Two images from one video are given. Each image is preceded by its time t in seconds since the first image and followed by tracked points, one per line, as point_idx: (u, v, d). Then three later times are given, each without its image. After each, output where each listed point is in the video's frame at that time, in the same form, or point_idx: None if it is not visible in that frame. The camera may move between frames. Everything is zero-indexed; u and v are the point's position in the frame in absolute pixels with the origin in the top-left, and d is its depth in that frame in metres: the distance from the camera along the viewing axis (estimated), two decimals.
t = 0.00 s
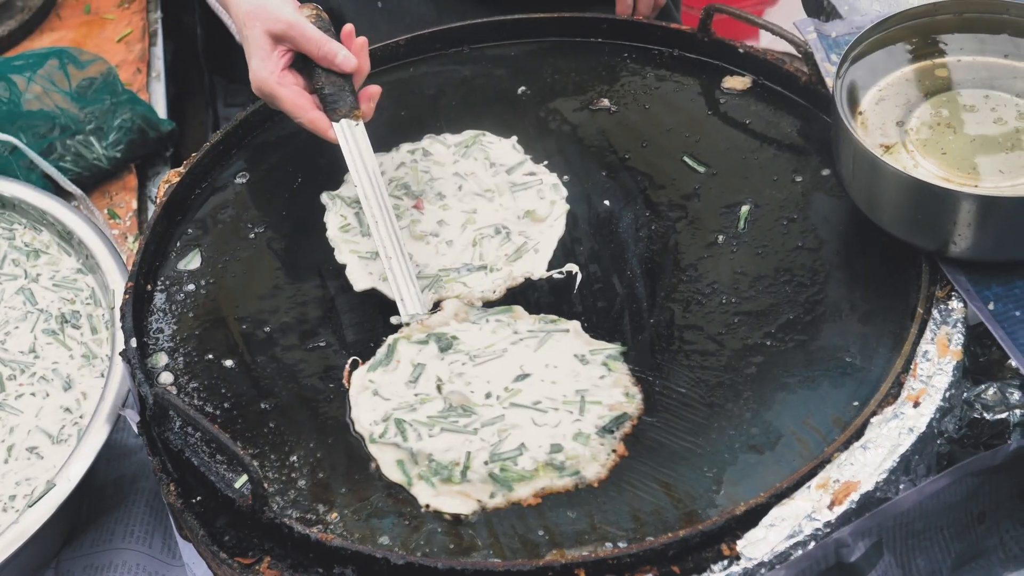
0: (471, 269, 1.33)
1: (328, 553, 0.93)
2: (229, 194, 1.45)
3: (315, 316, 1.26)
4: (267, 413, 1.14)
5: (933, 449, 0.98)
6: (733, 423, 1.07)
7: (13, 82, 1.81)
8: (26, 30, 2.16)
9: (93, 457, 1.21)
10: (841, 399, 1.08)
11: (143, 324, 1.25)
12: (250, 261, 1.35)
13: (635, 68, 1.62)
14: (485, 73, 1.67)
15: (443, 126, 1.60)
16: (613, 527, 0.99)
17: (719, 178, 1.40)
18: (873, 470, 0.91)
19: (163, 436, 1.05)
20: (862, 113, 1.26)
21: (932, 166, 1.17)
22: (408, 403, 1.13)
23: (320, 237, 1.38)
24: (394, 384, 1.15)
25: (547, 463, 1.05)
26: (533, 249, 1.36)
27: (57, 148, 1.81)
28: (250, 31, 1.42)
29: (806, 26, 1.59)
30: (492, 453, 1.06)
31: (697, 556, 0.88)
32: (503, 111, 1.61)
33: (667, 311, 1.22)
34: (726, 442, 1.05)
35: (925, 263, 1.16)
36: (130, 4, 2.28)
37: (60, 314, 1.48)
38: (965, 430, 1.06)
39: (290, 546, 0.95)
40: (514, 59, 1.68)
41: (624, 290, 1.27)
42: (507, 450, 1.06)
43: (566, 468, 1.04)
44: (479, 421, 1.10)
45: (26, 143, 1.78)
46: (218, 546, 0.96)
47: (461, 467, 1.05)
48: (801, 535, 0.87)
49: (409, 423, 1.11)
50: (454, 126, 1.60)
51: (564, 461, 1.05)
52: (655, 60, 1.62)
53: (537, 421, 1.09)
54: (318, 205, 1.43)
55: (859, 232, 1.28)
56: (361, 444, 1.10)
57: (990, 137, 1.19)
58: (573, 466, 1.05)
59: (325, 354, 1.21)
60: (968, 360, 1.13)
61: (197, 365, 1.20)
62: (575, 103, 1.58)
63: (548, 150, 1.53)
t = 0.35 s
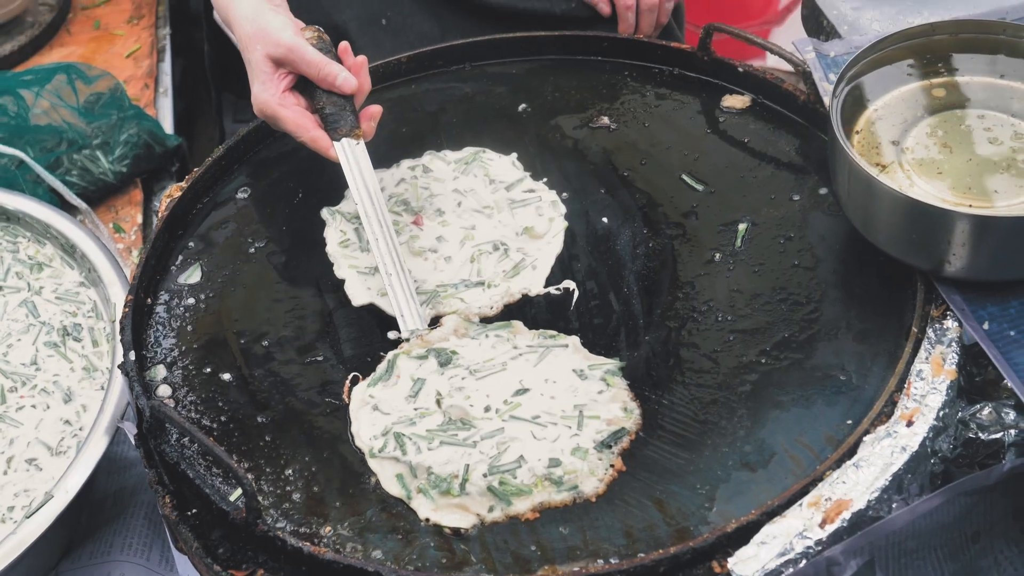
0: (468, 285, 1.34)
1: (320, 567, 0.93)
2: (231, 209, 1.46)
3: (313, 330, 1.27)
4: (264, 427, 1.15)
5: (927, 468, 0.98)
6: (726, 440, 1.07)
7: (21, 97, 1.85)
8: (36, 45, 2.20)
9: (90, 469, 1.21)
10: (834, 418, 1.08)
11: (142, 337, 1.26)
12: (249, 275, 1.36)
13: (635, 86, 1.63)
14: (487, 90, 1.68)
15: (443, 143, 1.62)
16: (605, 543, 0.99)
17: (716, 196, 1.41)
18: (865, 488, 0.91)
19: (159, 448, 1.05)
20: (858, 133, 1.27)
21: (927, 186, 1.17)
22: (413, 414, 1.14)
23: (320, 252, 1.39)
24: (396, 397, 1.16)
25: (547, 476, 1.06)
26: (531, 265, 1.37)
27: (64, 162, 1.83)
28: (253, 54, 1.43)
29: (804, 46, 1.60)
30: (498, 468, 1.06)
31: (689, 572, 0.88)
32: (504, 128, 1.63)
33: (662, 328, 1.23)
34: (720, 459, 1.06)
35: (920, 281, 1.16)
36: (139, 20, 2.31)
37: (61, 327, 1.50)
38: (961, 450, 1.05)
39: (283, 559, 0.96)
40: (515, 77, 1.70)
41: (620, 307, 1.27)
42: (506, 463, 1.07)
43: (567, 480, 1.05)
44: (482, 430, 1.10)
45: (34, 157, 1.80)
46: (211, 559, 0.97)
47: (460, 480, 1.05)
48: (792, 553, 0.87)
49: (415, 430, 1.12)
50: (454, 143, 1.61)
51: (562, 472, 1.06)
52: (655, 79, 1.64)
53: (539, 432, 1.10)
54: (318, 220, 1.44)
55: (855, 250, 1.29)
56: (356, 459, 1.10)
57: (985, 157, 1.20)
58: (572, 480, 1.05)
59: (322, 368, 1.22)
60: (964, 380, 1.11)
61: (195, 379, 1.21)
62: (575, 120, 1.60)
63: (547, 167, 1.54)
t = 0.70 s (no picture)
0: (465, 302, 1.35)
1: None
2: (232, 223, 1.48)
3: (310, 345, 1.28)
4: (257, 440, 1.15)
5: (916, 492, 0.98)
6: (716, 460, 1.08)
7: (30, 110, 1.86)
8: (48, 59, 2.23)
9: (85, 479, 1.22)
10: (824, 440, 1.08)
11: (139, 348, 1.27)
12: (248, 289, 1.37)
13: (637, 108, 1.65)
14: (489, 109, 1.70)
15: (445, 161, 1.63)
16: (592, 562, 0.99)
17: (713, 218, 1.42)
18: (853, 510, 0.92)
19: (152, 459, 1.06)
20: (855, 156, 1.28)
21: (923, 210, 1.18)
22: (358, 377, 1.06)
23: (318, 268, 1.40)
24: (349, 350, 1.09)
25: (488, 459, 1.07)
26: (527, 283, 1.38)
27: (71, 175, 1.85)
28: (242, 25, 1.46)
29: (805, 70, 1.61)
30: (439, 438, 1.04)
31: None
32: (505, 147, 1.64)
33: (656, 349, 1.24)
34: (709, 479, 1.06)
35: (913, 305, 1.16)
36: (150, 37, 2.35)
37: (61, 338, 1.51)
38: (952, 474, 1.04)
39: (272, 570, 0.97)
40: (518, 97, 1.72)
41: (615, 326, 1.28)
42: (462, 418, 1.05)
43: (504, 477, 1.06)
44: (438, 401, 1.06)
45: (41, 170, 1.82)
46: (201, 570, 0.98)
47: (410, 425, 1.04)
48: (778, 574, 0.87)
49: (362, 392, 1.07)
50: (456, 162, 1.63)
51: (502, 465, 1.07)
52: (657, 101, 1.66)
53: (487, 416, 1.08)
54: (318, 236, 1.46)
55: (850, 274, 1.29)
56: (347, 473, 1.11)
57: (981, 183, 1.20)
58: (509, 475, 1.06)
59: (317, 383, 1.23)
60: (956, 404, 1.10)
61: (190, 391, 1.22)
62: (575, 141, 1.62)
63: (547, 187, 1.56)
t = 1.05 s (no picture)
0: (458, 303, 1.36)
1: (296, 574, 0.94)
2: (229, 222, 1.49)
3: (303, 344, 1.29)
4: (248, 436, 1.16)
5: (902, 495, 0.98)
6: (704, 462, 1.08)
7: (33, 108, 1.88)
8: (53, 59, 2.24)
9: (77, 474, 1.22)
10: (812, 443, 1.08)
11: (133, 345, 1.28)
12: (243, 287, 1.38)
13: (634, 112, 1.66)
14: (487, 112, 1.71)
15: (442, 163, 1.64)
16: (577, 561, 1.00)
17: (707, 222, 1.43)
18: (838, 513, 0.92)
19: (143, 454, 1.06)
20: (848, 162, 1.29)
21: (914, 216, 1.18)
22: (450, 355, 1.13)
23: (314, 268, 1.42)
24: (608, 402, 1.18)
25: (478, 508, 1.06)
26: (521, 285, 1.38)
27: (72, 174, 1.85)
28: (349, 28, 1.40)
29: (801, 76, 1.63)
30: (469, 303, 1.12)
31: None
32: (502, 150, 1.65)
33: (647, 352, 1.24)
34: (696, 480, 1.06)
35: (903, 310, 1.17)
36: (155, 38, 2.37)
37: (58, 334, 1.52)
38: (939, 479, 1.02)
39: (259, 566, 0.97)
40: (517, 100, 1.73)
41: (606, 328, 1.29)
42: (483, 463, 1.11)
43: (476, 524, 1.04)
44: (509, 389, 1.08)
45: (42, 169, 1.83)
46: (189, 565, 0.98)
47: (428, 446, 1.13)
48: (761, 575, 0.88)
49: (462, 406, 1.18)
50: (452, 163, 1.64)
51: (492, 515, 1.05)
52: (654, 105, 1.66)
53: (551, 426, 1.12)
54: (314, 236, 1.47)
55: (842, 278, 1.30)
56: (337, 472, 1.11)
57: (973, 189, 1.20)
58: (489, 525, 1.04)
59: (309, 381, 1.23)
60: (946, 410, 1.08)
61: (183, 388, 1.22)
62: (573, 144, 1.62)
63: (543, 189, 1.57)
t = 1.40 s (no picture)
0: (456, 293, 1.36)
1: (292, 562, 0.94)
2: (227, 214, 1.49)
3: (301, 335, 1.29)
4: (246, 426, 1.16)
5: (897, 484, 0.98)
6: (700, 451, 1.08)
7: (35, 103, 1.88)
8: (55, 53, 2.25)
9: (77, 464, 1.22)
10: (807, 432, 1.09)
11: (132, 336, 1.28)
12: (241, 279, 1.38)
13: (634, 104, 1.66)
14: (486, 105, 1.71)
15: (441, 155, 1.64)
16: (573, 548, 1.00)
17: (706, 214, 1.43)
18: (832, 502, 0.93)
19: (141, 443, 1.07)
20: (845, 152, 1.28)
21: (911, 207, 1.18)
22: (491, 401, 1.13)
23: (312, 259, 1.42)
24: (616, 388, 1.18)
25: (477, 491, 1.06)
26: (518, 276, 1.38)
27: (75, 168, 1.86)
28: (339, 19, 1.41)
29: (799, 68, 1.62)
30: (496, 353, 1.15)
31: None
32: (501, 142, 1.65)
33: (644, 343, 1.24)
34: (692, 469, 1.07)
35: (898, 301, 1.17)
36: (159, 33, 2.37)
37: (58, 325, 1.52)
38: (935, 469, 1.04)
39: (255, 554, 0.97)
40: (516, 93, 1.73)
41: (604, 319, 1.29)
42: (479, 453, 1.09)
43: (474, 507, 1.05)
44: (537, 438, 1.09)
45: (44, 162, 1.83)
46: (186, 552, 0.99)
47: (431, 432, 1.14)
48: (755, 563, 0.88)
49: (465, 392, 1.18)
50: (452, 155, 1.64)
51: (490, 498, 1.05)
52: (654, 97, 1.66)
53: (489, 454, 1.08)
54: (312, 228, 1.47)
55: (839, 269, 1.30)
56: (334, 461, 1.12)
57: (970, 180, 1.20)
58: (487, 508, 1.04)
59: (306, 372, 1.24)
60: (943, 400, 1.10)
61: (181, 379, 1.23)
62: (572, 136, 1.62)
63: (541, 181, 1.57)
